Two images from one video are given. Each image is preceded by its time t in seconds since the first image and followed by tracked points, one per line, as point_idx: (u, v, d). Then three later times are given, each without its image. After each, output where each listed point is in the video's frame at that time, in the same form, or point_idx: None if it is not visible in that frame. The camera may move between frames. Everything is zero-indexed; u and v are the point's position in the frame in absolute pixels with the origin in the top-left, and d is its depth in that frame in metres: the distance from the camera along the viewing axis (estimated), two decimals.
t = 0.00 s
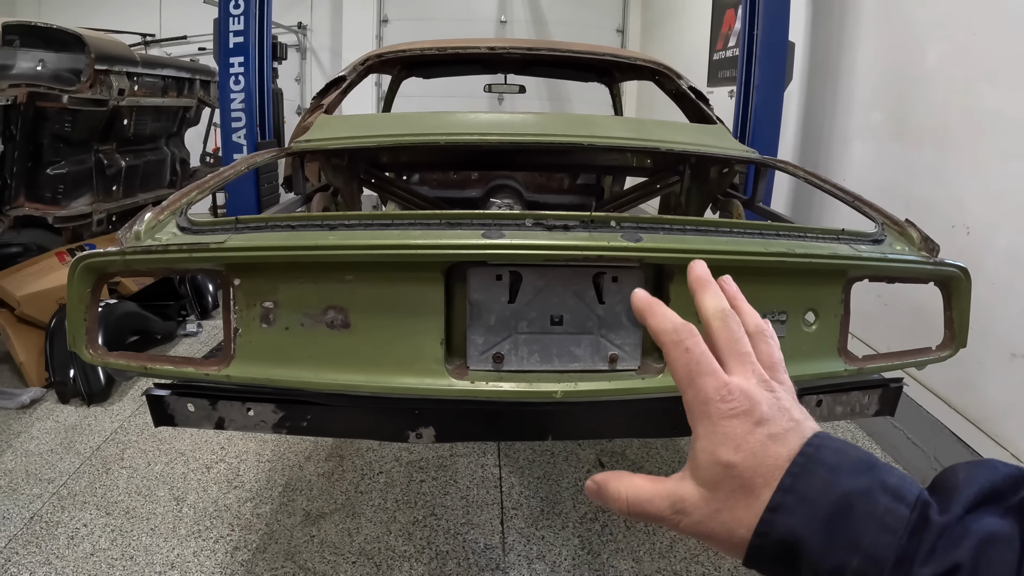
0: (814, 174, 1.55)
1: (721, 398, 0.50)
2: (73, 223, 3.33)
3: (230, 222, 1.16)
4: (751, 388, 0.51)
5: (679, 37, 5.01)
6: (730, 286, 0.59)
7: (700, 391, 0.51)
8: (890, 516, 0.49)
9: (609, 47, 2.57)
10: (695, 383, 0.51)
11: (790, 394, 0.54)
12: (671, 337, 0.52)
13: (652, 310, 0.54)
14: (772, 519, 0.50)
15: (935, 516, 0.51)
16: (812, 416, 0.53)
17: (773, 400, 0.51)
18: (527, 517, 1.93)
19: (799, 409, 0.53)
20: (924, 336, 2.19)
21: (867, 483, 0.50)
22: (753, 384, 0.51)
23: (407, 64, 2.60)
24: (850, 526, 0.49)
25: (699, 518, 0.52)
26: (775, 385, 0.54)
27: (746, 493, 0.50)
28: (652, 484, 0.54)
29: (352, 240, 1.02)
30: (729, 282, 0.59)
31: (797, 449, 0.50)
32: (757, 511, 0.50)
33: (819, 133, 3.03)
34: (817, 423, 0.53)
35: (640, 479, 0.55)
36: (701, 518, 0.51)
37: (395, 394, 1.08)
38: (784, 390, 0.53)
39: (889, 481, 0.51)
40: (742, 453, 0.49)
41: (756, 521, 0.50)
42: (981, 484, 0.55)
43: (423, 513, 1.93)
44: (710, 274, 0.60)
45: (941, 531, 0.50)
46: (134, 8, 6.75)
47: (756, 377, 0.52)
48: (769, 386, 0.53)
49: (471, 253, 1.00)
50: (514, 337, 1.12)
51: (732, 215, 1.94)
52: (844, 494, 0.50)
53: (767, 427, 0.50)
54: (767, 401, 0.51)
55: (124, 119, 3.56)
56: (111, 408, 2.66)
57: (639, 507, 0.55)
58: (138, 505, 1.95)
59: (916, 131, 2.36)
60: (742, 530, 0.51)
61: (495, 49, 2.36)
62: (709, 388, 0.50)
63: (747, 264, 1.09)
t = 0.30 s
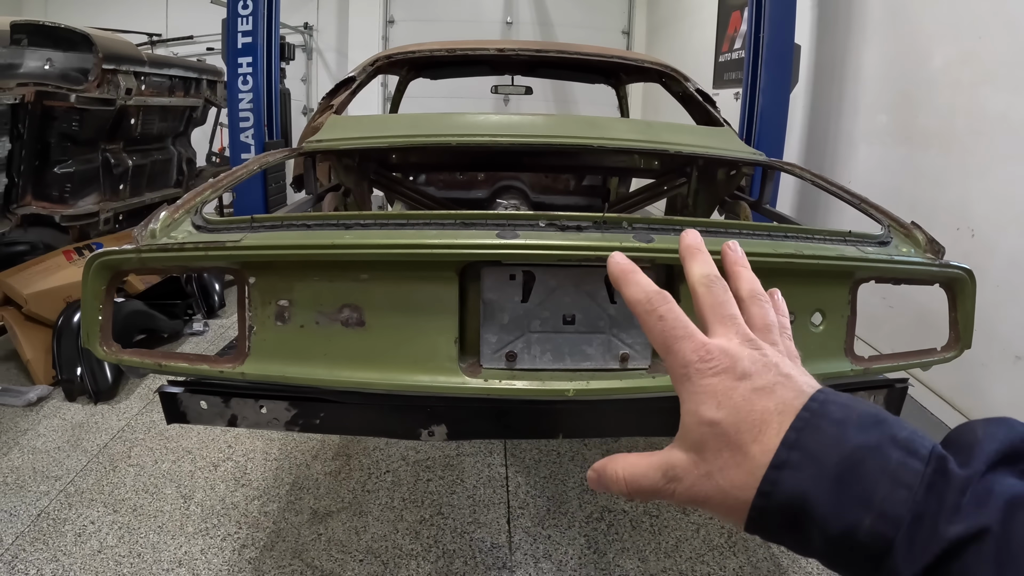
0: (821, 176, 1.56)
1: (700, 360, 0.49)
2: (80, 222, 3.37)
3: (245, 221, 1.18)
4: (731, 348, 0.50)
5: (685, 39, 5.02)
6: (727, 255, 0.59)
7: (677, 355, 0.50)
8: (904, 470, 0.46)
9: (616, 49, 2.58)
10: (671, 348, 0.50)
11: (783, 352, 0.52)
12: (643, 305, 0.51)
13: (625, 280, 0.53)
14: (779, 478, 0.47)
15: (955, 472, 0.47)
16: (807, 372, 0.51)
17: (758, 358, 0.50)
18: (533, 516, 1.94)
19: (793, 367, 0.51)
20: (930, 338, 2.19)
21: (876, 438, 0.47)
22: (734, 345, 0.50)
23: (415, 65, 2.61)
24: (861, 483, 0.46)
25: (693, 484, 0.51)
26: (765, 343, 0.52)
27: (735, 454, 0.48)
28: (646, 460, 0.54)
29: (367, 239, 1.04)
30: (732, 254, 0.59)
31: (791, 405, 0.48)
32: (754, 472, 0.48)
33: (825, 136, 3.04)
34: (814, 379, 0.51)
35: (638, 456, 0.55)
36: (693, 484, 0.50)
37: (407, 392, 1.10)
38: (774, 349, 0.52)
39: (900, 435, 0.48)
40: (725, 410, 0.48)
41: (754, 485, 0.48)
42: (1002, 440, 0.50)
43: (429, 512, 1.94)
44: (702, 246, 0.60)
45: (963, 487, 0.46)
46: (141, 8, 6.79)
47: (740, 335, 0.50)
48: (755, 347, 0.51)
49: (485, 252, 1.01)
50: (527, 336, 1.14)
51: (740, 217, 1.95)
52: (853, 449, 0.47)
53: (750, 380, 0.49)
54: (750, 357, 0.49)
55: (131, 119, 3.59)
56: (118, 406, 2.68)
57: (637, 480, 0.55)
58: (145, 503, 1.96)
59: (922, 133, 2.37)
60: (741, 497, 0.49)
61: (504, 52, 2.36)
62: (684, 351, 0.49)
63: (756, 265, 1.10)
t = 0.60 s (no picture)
0: (825, 175, 1.56)
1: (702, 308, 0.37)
2: (84, 220, 3.39)
3: (253, 218, 1.19)
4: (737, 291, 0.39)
5: (689, 39, 5.02)
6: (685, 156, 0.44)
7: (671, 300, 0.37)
8: (928, 453, 0.42)
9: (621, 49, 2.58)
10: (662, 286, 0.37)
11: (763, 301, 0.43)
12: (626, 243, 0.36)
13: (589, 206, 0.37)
14: (785, 459, 0.40)
15: (974, 450, 0.44)
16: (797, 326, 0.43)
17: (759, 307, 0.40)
18: (536, 515, 1.95)
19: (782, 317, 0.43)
20: (934, 338, 2.19)
21: (896, 411, 0.42)
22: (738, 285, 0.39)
23: (420, 64, 2.61)
24: (886, 465, 0.41)
25: (679, 461, 0.40)
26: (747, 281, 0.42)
27: (740, 430, 0.39)
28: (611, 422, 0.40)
29: (374, 237, 1.04)
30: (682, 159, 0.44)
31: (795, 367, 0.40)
32: (751, 452, 0.40)
33: (828, 137, 3.04)
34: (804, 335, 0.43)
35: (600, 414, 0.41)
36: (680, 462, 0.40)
37: (413, 389, 1.10)
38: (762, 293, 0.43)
39: (917, 411, 0.43)
40: (732, 379, 0.38)
41: (752, 461, 0.40)
42: (1016, 419, 0.47)
43: (432, 510, 1.95)
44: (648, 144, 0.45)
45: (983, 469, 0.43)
46: (145, 7, 6.81)
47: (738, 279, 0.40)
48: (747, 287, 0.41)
49: (491, 250, 1.02)
50: (532, 334, 1.14)
51: (744, 216, 1.96)
52: (871, 426, 0.41)
53: (758, 339, 0.39)
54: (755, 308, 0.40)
55: (135, 117, 3.59)
56: (121, 403, 2.69)
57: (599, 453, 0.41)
58: (149, 500, 1.97)
59: (925, 134, 2.37)
60: (731, 466, 0.40)
61: (509, 51, 2.37)
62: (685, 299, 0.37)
63: (760, 264, 1.10)
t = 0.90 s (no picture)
0: (830, 175, 1.55)
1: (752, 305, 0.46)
2: (88, 218, 3.39)
3: (258, 217, 1.19)
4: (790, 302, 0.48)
5: (692, 39, 5.01)
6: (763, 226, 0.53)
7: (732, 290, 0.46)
8: (944, 438, 0.48)
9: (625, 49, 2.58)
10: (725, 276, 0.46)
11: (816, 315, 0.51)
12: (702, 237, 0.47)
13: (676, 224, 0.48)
14: (821, 432, 0.47)
15: (984, 442, 0.49)
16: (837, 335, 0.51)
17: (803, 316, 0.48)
18: (539, 515, 1.95)
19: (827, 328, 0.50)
20: (938, 339, 2.18)
21: (916, 405, 0.48)
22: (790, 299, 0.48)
23: (424, 64, 2.61)
24: (903, 445, 0.47)
25: (735, 434, 0.49)
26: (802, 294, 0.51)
27: (786, 411, 0.48)
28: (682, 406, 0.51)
29: (379, 237, 1.04)
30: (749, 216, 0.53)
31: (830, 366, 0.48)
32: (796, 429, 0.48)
33: (831, 137, 3.03)
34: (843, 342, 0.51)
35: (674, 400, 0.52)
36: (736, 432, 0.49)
37: (418, 387, 1.10)
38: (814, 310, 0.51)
39: (936, 405, 0.49)
40: (780, 365, 0.47)
41: (799, 437, 0.48)
42: None
43: (435, 510, 1.95)
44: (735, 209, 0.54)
45: (993, 455, 0.48)
46: (148, 5, 6.81)
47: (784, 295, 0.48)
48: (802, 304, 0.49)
49: (497, 249, 1.02)
50: (539, 334, 1.14)
51: (748, 216, 1.95)
52: (893, 412, 0.47)
53: (806, 335, 0.47)
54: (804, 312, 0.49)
55: (139, 116, 3.59)
56: (123, 402, 2.69)
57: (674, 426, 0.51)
58: (151, 499, 1.97)
59: (928, 135, 2.36)
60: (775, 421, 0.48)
61: (513, 51, 2.36)
62: (740, 301, 0.47)
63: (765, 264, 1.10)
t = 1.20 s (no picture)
0: (835, 174, 1.53)
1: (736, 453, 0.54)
2: (89, 217, 3.37)
3: (255, 214, 1.17)
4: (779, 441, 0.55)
5: (695, 38, 4.99)
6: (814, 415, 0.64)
7: (708, 440, 0.56)
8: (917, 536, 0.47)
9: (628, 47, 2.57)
10: (703, 431, 0.57)
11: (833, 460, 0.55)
12: (691, 412, 0.59)
13: (667, 398, 0.60)
14: (809, 548, 0.49)
15: (962, 531, 0.48)
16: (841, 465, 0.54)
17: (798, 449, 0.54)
18: (540, 515, 1.93)
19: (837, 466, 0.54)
20: (942, 339, 2.16)
21: (894, 509, 0.49)
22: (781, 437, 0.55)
23: (425, 61, 2.60)
24: (880, 547, 0.48)
25: (742, 567, 0.52)
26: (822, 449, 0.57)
27: (777, 537, 0.50)
28: (697, 547, 0.55)
29: (377, 233, 1.02)
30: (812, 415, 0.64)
31: (819, 489, 0.51)
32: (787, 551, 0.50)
33: (835, 135, 3.01)
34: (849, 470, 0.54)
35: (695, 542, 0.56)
36: (741, 567, 0.51)
37: (417, 387, 1.09)
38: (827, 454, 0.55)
39: (915, 507, 0.50)
40: (761, 499, 0.52)
41: (788, 557, 0.49)
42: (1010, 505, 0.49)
43: (435, 510, 1.93)
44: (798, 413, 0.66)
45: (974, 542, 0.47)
46: (149, 3, 6.79)
47: (774, 435, 0.56)
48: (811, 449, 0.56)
49: (497, 246, 1.00)
50: (540, 332, 1.13)
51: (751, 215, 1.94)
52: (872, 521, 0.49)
53: (782, 470, 0.52)
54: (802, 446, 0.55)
55: (140, 114, 3.58)
56: (123, 401, 2.68)
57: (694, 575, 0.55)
58: (150, 498, 1.96)
59: (933, 133, 2.34)
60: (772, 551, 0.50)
61: (515, 48, 2.34)
62: (722, 453, 0.55)
63: (770, 262, 1.08)
